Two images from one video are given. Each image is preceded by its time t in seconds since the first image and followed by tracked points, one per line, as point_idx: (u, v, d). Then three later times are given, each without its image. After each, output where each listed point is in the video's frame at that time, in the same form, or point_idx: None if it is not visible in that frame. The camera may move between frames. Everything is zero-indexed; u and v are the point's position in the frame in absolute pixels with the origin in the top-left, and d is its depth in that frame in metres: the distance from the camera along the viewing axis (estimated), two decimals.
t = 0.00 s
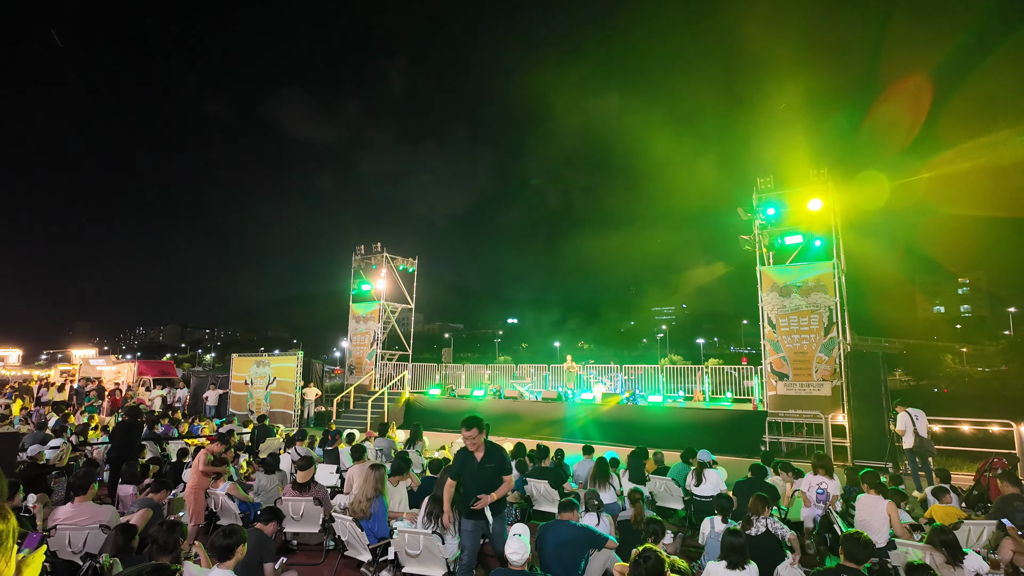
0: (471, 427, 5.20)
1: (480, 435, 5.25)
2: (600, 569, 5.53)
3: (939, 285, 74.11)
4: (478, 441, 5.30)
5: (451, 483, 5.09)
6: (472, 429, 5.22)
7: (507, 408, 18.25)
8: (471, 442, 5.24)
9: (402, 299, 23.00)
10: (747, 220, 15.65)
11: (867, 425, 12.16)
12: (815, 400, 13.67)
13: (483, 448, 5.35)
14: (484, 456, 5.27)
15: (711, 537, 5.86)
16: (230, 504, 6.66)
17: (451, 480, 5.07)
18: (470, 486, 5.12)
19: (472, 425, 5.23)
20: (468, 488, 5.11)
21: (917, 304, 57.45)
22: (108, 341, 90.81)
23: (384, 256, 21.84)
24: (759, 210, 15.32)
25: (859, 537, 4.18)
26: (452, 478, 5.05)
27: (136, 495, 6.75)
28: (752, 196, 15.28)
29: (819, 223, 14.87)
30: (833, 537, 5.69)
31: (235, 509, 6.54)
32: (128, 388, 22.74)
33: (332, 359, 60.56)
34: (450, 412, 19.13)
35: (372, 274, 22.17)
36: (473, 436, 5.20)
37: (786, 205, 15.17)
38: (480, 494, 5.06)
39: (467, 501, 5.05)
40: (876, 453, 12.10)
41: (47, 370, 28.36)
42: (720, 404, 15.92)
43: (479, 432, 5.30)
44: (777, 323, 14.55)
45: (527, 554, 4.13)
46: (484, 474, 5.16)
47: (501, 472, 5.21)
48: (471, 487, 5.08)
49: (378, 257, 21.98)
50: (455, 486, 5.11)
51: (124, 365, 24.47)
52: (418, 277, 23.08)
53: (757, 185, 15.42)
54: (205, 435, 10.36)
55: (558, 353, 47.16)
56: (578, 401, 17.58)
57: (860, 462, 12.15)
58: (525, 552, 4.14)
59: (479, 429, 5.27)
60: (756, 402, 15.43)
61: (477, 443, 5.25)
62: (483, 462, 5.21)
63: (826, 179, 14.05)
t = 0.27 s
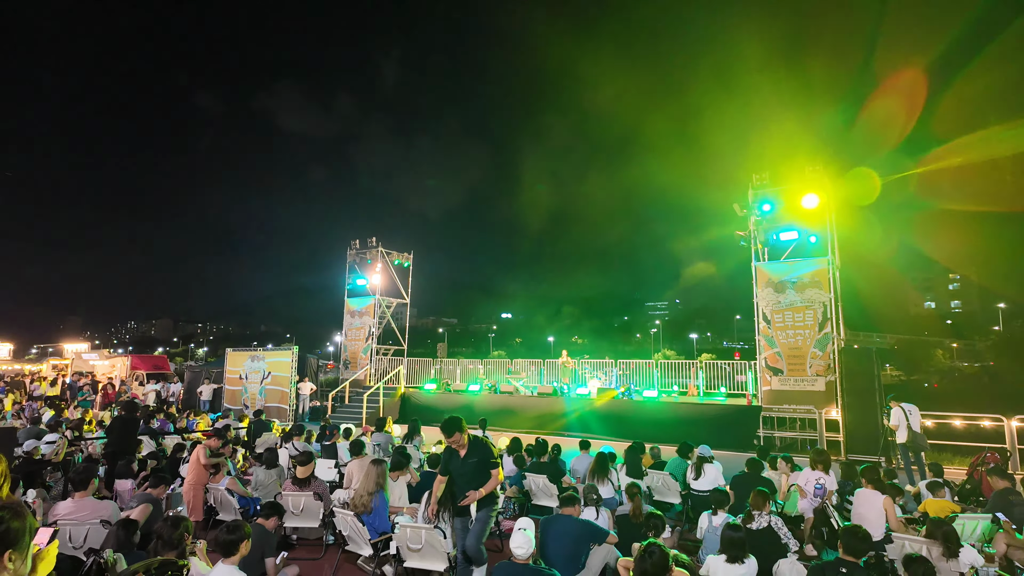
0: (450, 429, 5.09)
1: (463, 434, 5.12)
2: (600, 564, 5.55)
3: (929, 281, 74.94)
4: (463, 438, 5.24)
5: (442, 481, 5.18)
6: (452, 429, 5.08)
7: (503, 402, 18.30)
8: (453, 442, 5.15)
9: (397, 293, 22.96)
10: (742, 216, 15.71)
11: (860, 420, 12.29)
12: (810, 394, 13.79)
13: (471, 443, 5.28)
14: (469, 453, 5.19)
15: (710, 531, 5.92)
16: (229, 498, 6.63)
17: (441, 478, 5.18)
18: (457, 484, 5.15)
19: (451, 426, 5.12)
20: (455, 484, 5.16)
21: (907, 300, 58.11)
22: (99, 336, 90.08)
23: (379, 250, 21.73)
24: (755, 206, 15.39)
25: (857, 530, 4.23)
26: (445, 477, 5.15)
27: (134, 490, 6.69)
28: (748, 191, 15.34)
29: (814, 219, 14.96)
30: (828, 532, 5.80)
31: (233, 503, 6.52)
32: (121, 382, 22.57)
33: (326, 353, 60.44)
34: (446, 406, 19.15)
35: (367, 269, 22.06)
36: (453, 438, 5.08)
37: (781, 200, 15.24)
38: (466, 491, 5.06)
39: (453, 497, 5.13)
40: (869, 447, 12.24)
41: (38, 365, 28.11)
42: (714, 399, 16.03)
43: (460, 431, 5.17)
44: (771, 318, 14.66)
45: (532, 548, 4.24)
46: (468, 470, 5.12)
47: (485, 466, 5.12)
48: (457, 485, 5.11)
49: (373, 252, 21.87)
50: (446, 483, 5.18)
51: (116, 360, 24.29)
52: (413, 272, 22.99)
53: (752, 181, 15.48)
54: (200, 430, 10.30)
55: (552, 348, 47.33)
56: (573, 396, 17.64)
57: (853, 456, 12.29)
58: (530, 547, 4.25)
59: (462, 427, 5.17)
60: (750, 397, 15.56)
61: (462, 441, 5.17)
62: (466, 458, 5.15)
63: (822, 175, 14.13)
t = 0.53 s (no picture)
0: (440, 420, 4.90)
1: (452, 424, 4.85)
2: (600, 554, 5.60)
3: (916, 275, 76.06)
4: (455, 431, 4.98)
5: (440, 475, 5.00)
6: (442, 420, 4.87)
7: (496, 395, 18.35)
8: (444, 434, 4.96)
9: (390, 285, 22.83)
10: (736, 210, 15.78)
11: (850, 411, 12.48)
12: (801, 387, 13.95)
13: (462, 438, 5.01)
14: (460, 446, 4.94)
15: (706, 522, 6.01)
16: (227, 491, 6.65)
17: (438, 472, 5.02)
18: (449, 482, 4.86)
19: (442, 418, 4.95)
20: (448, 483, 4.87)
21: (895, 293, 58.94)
22: (86, 327, 88.90)
23: (372, 242, 21.56)
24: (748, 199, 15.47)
25: (854, 521, 4.30)
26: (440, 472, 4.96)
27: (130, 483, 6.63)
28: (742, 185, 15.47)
29: (807, 213, 15.10)
30: (823, 522, 5.87)
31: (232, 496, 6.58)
32: (110, 374, 22.34)
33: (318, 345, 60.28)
34: (440, 399, 19.16)
35: (360, 261, 21.90)
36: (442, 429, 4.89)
37: (774, 195, 15.38)
38: (454, 490, 4.75)
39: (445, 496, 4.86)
40: (860, 439, 12.43)
41: (24, 357, 27.73)
42: (706, 391, 16.17)
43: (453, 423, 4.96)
44: (764, 312, 14.78)
45: (536, 538, 4.35)
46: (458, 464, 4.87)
47: (473, 463, 4.80)
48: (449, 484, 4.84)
49: (366, 244, 21.70)
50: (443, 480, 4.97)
51: (106, 351, 24.04)
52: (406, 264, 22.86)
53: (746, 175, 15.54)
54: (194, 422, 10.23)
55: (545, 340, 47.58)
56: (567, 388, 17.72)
57: (844, 447, 12.44)
58: (534, 537, 4.35)
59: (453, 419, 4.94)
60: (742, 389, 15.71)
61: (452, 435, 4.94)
62: (454, 453, 4.89)
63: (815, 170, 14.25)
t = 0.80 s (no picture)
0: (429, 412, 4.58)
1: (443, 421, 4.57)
2: (598, 542, 5.69)
3: (903, 267, 77.09)
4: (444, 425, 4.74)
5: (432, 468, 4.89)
6: (433, 415, 4.56)
7: (490, 386, 18.39)
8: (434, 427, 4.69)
9: (383, 277, 22.66)
10: (729, 202, 15.85)
11: (840, 403, 12.70)
12: (792, 378, 14.13)
13: (452, 432, 4.78)
14: (450, 441, 4.74)
15: (704, 511, 6.07)
16: (225, 482, 6.79)
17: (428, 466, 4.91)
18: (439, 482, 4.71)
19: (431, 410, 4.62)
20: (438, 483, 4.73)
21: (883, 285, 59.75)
22: (72, 318, 87.76)
23: (365, 233, 21.34)
24: (741, 192, 15.55)
25: (851, 510, 4.37)
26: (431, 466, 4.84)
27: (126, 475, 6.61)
28: (735, 178, 15.49)
29: (799, 205, 15.27)
30: (818, 511, 6.17)
31: (231, 487, 6.72)
32: (99, 365, 22.09)
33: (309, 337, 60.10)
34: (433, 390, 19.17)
35: (353, 252, 21.69)
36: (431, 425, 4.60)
37: (767, 187, 15.42)
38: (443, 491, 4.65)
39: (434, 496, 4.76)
40: (850, 430, 12.62)
41: (11, 349, 27.39)
42: (699, 382, 16.32)
43: (444, 416, 4.68)
44: (757, 303, 14.90)
45: (538, 527, 4.35)
46: (445, 463, 4.74)
47: (459, 465, 4.60)
48: (438, 484, 4.71)
49: (358, 235, 21.48)
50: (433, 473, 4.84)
51: (94, 343, 23.76)
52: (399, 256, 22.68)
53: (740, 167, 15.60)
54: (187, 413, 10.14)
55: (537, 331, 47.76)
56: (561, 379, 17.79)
57: (834, 438, 12.67)
58: (536, 525, 4.35)
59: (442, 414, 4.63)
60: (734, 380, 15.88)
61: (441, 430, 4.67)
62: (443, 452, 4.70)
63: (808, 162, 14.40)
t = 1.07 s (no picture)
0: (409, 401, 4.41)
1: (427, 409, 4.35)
2: (601, 530, 5.73)
3: (896, 259, 77.61)
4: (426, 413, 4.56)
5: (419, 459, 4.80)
6: (417, 403, 4.29)
7: (487, 377, 18.43)
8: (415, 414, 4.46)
9: (379, 268, 22.49)
10: (726, 193, 15.80)
11: (836, 393, 12.81)
12: (789, 368, 14.21)
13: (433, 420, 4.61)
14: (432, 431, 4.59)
15: (704, 500, 6.10)
16: (227, 472, 6.76)
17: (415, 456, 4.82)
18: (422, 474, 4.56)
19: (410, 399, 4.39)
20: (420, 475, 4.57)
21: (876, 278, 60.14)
22: (64, 309, 87.10)
23: (361, 224, 21.15)
24: (739, 182, 15.50)
25: (854, 499, 4.41)
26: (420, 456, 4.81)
27: (126, 465, 6.59)
28: (732, 169, 15.45)
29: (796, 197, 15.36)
30: (819, 499, 6.43)
31: (233, 477, 6.70)
32: (94, 357, 21.97)
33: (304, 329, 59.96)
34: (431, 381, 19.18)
35: (349, 243, 21.49)
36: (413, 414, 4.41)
37: (765, 178, 15.38)
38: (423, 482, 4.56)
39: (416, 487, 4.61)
40: (846, 420, 12.73)
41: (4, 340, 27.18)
42: (694, 373, 16.40)
43: (426, 405, 4.43)
44: (754, 294, 14.97)
45: (542, 515, 4.36)
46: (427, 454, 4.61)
47: (439, 456, 4.48)
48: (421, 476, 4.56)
49: (354, 226, 21.28)
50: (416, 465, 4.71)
51: (89, 334, 23.63)
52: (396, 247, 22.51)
53: (737, 158, 15.51)
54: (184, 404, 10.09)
55: (533, 323, 47.82)
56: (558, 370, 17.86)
57: (830, 428, 12.78)
58: (540, 513, 4.35)
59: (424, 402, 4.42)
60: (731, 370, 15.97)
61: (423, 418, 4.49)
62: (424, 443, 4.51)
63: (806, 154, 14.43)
